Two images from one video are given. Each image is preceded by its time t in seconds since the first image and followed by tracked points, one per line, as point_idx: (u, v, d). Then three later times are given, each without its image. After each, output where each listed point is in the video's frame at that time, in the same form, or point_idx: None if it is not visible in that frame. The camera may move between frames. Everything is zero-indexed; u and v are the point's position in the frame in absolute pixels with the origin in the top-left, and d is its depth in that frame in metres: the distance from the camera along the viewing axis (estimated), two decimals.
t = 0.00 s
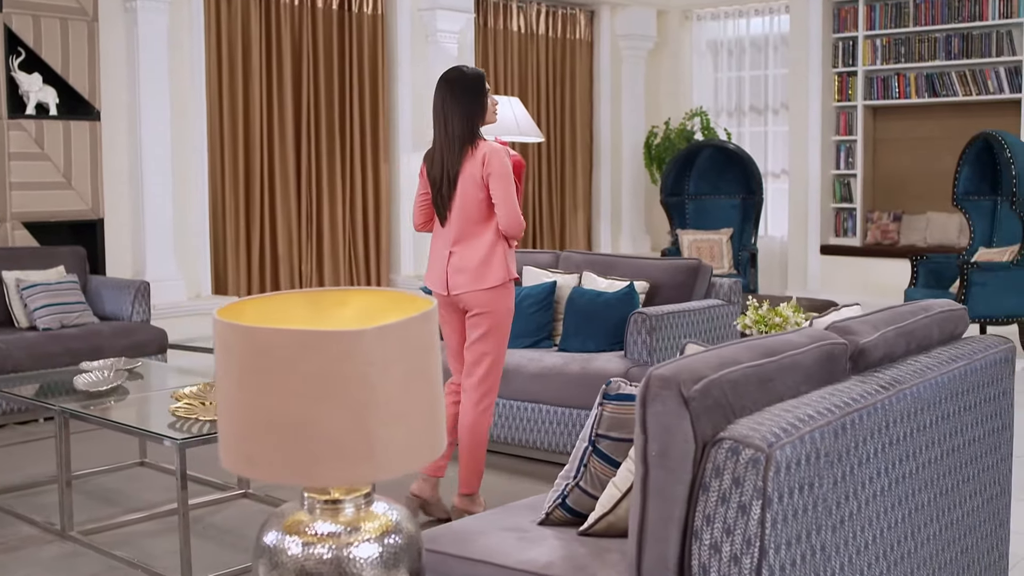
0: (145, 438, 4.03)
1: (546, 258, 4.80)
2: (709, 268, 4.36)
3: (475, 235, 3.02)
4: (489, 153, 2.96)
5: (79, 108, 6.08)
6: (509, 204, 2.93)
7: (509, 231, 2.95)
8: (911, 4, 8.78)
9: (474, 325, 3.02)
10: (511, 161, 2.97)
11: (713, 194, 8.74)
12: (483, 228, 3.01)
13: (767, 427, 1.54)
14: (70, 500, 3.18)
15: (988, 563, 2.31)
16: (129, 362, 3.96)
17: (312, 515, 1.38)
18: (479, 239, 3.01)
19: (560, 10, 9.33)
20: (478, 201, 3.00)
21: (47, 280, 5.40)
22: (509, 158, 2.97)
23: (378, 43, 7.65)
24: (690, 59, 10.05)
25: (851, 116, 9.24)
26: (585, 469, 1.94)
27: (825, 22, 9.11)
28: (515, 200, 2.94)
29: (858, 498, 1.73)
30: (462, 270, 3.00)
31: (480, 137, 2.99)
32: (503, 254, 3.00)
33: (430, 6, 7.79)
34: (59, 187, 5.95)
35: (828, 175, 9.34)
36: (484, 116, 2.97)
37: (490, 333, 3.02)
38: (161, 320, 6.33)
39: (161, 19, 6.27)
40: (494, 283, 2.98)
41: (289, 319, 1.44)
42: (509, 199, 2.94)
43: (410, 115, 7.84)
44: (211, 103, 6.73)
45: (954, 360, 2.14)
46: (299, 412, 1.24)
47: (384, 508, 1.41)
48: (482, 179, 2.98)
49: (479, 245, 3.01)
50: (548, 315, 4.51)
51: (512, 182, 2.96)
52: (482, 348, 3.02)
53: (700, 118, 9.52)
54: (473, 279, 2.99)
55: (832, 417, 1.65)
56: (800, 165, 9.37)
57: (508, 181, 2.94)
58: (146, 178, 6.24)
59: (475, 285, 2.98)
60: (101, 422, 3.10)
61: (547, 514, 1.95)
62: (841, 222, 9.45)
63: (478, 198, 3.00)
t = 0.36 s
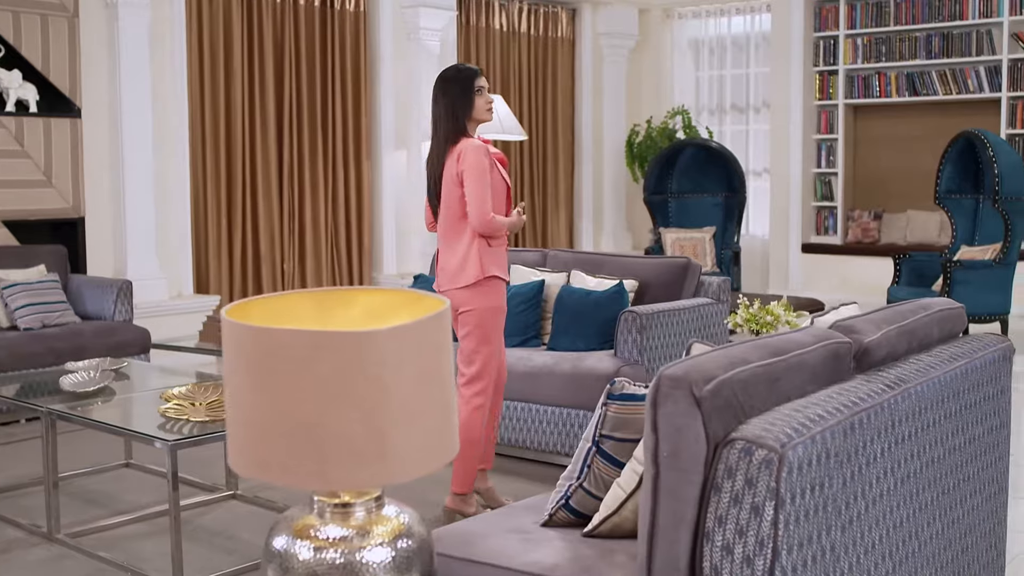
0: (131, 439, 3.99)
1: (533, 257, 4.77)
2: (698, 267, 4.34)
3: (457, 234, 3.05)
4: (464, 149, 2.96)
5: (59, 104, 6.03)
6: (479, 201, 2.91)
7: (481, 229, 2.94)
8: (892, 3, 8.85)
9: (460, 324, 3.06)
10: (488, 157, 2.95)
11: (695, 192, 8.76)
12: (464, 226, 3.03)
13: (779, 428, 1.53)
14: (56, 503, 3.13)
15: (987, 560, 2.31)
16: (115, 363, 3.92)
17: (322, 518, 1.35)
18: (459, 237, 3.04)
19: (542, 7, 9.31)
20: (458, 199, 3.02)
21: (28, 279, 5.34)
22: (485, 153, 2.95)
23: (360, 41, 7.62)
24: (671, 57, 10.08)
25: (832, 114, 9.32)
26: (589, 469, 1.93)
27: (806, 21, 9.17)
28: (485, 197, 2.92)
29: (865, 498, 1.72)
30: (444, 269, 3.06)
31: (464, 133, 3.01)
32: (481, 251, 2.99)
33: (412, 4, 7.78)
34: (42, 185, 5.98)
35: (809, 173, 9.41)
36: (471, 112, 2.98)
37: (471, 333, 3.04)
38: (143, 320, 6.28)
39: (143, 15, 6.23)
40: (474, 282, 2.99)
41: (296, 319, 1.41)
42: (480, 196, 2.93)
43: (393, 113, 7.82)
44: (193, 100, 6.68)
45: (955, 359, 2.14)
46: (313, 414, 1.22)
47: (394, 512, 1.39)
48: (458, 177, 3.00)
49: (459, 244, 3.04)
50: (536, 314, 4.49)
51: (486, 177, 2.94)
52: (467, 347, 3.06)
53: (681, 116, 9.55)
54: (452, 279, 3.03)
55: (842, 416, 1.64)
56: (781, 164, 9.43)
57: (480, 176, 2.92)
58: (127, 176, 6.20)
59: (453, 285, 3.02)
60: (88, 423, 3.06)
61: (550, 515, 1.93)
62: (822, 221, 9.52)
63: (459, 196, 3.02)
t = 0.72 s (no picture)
0: (118, 439, 3.94)
1: (522, 255, 4.75)
2: (688, 265, 4.33)
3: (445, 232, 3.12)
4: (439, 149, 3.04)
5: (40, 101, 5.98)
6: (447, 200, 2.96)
7: (455, 227, 2.99)
8: (874, 2, 8.92)
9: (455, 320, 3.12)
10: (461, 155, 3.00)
11: (679, 190, 8.78)
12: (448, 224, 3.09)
13: (792, 427, 1.52)
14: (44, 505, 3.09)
15: (986, 559, 2.32)
16: (102, 362, 3.87)
17: (334, 521, 1.33)
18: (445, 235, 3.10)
19: (525, 4, 9.29)
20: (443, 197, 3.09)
21: (9, 277, 5.27)
22: (458, 152, 3.00)
23: (344, 39, 7.59)
24: (653, 55, 10.11)
25: (813, 113, 9.41)
26: (594, 469, 1.91)
27: (789, 19, 9.24)
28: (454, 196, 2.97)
29: (875, 497, 1.71)
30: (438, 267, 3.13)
31: (447, 134, 3.07)
32: (461, 248, 3.03)
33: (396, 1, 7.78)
34: (23, 183, 5.90)
35: (791, 171, 9.50)
36: (455, 112, 3.03)
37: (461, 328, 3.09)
38: (127, 319, 6.23)
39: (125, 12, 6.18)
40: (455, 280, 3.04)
41: (307, 318, 1.39)
42: (451, 195, 2.98)
43: (376, 110, 7.82)
44: (176, 97, 6.62)
45: (958, 357, 2.14)
46: (329, 417, 1.20)
47: (407, 514, 1.37)
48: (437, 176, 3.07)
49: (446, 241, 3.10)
50: (525, 313, 4.47)
51: (459, 175, 2.98)
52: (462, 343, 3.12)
53: (664, 114, 9.59)
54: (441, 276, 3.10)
55: (852, 416, 1.64)
56: (764, 162, 9.49)
57: (450, 176, 2.97)
58: (110, 176, 6.16)
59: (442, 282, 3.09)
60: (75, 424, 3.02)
61: (555, 516, 1.92)
62: (804, 219, 9.62)
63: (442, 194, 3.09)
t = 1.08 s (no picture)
0: (108, 440, 3.90)
1: (514, 253, 4.73)
2: (680, 263, 4.31)
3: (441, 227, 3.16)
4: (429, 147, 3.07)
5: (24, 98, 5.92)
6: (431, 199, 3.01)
7: (441, 226, 3.03)
8: (858, 1, 8.97)
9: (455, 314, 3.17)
10: (448, 155, 3.03)
11: (666, 188, 8.78)
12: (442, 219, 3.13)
13: (808, 428, 1.51)
14: (36, 507, 3.06)
15: (989, 557, 2.32)
16: (91, 361, 3.83)
17: (349, 524, 1.31)
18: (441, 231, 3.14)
19: (511, 2, 9.26)
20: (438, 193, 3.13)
21: None
22: (445, 151, 3.03)
23: (329, 37, 7.57)
24: (638, 53, 10.13)
25: (798, 111, 9.46)
26: (602, 470, 1.90)
27: (774, 18, 9.29)
28: (438, 195, 3.01)
29: (885, 496, 1.71)
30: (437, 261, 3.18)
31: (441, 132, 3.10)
32: (451, 246, 3.06)
33: None
34: (7, 180, 5.81)
35: (777, 169, 9.55)
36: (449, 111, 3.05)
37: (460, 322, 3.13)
38: (113, 317, 6.17)
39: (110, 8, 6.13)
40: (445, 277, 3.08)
41: (320, 318, 1.37)
42: (437, 194, 3.02)
43: (362, 109, 7.81)
44: (160, 95, 6.56)
45: (962, 355, 2.14)
46: (347, 419, 1.18)
47: (425, 517, 1.35)
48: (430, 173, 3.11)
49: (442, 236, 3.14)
50: (518, 312, 4.45)
51: (445, 174, 3.02)
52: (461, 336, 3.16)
53: (649, 113, 9.60)
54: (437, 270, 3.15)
55: (865, 415, 1.63)
56: (749, 160, 9.51)
57: (434, 175, 3.01)
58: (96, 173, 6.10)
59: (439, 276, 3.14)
60: (66, 424, 2.98)
61: (562, 516, 1.92)
62: (789, 217, 9.67)
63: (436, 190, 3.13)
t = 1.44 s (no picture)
0: (98, 441, 3.87)
1: (506, 253, 4.72)
2: (673, 263, 4.30)
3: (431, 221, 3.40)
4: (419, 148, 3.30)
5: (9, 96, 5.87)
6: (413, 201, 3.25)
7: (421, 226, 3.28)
8: (844, 2, 9.01)
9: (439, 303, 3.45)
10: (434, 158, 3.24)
11: (653, 188, 8.78)
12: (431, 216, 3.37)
13: (824, 429, 1.50)
14: (26, 510, 3.03)
15: (991, 556, 2.32)
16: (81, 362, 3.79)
17: (366, 528, 1.30)
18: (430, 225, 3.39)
19: (497, 1, 9.25)
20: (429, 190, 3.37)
21: None
22: (430, 154, 3.25)
23: (316, 35, 7.53)
24: (623, 52, 10.13)
25: (784, 111, 9.50)
26: (609, 471, 1.89)
27: (760, 19, 9.33)
28: (421, 197, 3.25)
29: (897, 498, 1.70)
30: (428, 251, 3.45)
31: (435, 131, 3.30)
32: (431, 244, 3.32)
33: None
34: None
35: (762, 169, 9.59)
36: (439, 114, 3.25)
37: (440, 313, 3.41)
38: (99, 318, 6.13)
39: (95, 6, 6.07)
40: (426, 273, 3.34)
41: (334, 318, 1.35)
42: (417, 197, 3.26)
43: (348, 108, 7.78)
44: (146, 94, 6.51)
45: (967, 355, 2.13)
46: (368, 423, 1.16)
47: (442, 521, 1.33)
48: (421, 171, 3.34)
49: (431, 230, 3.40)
50: (511, 312, 4.42)
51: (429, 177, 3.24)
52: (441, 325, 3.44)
53: (635, 112, 9.61)
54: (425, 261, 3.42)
55: (878, 416, 1.62)
56: (735, 159, 9.54)
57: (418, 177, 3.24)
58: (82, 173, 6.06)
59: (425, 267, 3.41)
60: (59, 427, 2.94)
61: (569, 519, 1.91)
62: (775, 217, 9.71)
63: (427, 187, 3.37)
